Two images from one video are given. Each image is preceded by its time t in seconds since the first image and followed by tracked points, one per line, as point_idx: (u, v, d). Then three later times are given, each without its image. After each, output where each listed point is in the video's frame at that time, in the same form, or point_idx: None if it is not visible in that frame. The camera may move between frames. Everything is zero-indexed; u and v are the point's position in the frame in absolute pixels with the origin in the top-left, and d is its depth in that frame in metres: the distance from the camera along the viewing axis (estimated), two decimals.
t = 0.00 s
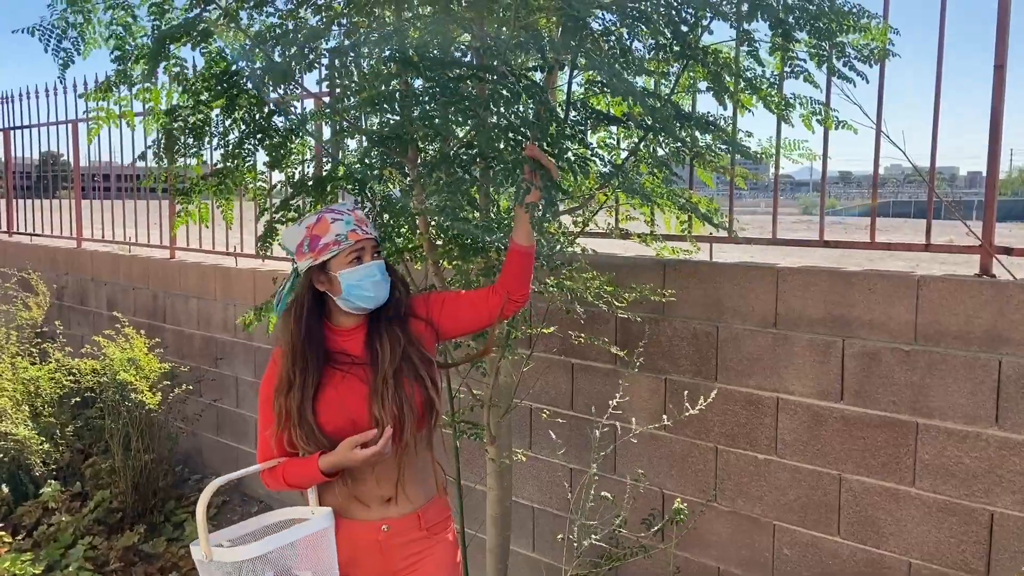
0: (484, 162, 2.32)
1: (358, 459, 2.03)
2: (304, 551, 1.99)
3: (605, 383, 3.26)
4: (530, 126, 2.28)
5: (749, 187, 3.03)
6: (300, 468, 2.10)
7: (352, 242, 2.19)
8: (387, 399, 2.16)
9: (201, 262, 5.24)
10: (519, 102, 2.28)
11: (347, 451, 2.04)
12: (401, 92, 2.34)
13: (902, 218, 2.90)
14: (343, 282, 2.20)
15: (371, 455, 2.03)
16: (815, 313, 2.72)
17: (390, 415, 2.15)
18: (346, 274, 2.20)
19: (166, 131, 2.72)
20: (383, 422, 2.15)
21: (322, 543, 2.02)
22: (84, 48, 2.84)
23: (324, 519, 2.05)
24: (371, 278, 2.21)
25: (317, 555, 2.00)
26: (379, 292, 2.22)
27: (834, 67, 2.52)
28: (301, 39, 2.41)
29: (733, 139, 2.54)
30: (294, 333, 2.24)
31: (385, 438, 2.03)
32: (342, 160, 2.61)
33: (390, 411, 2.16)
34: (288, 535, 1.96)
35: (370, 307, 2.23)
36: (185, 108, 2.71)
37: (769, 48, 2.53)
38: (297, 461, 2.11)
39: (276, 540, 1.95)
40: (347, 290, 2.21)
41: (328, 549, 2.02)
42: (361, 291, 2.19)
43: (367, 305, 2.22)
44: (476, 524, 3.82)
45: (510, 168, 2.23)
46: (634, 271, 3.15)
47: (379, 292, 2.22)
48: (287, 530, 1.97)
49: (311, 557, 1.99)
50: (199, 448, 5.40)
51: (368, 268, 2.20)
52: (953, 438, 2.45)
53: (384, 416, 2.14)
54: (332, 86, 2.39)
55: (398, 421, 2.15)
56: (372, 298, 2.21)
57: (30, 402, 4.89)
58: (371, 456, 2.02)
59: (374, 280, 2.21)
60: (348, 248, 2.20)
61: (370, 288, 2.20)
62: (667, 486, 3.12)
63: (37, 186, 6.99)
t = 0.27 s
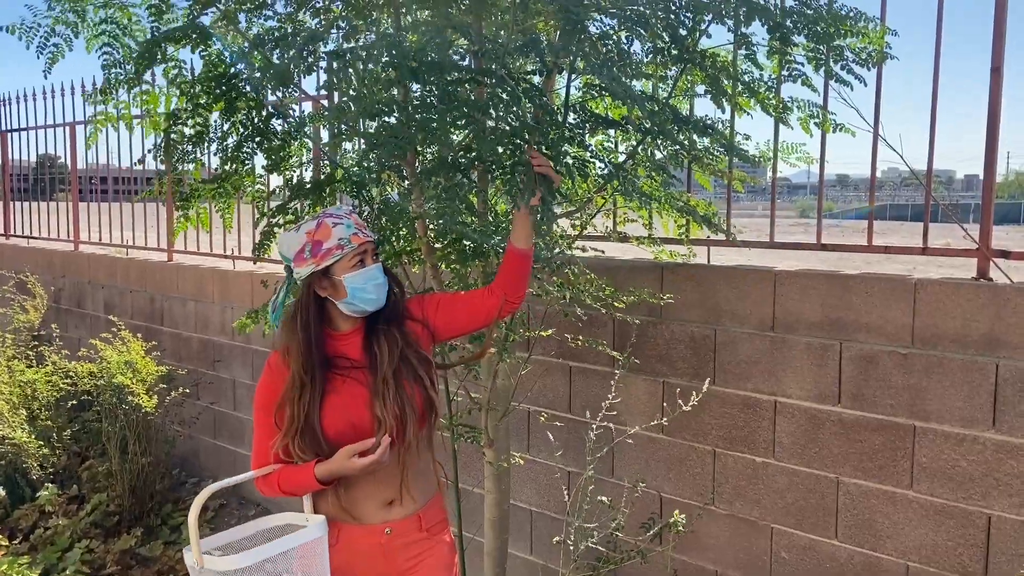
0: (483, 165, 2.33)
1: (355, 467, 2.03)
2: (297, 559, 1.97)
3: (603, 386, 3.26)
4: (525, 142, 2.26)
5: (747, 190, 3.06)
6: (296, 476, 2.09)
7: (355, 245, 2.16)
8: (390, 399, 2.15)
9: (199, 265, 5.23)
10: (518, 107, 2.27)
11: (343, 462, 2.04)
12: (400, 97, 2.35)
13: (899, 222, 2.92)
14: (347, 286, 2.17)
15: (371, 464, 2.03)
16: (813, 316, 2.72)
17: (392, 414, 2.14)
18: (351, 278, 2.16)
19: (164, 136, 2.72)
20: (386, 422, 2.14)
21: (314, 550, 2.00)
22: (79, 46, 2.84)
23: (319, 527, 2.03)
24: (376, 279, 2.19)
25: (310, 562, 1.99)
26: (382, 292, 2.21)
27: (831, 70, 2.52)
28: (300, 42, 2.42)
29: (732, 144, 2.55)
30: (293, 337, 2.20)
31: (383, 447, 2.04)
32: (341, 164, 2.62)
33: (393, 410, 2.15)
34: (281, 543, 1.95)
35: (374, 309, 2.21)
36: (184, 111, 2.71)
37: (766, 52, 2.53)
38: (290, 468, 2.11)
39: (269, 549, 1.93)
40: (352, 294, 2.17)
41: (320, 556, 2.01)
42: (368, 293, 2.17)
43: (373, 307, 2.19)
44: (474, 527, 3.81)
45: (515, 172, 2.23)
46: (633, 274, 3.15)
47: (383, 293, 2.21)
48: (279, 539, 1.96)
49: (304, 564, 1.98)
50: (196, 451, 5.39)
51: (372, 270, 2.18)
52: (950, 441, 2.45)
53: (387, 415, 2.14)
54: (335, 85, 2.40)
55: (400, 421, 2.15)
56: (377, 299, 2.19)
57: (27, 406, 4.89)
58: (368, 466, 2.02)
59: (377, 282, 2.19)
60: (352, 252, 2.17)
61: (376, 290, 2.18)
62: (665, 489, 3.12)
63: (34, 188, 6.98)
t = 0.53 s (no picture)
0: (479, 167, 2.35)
1: (360, 480, 2.01)
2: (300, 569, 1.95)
3: (597, 389, 3.26)
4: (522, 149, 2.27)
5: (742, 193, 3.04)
6: (298, 486, 2.05)
7: (359, 248, 2.15)
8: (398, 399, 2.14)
9: (194, 268, 5.21)
10: (513, 108, 2.28)
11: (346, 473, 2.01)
12: (396, 100, 2.35)
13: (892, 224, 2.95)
14: (351, 290, 2.15)
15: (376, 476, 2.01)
16: (807, 319, 2.73)
17: (401, 415, 2.13)
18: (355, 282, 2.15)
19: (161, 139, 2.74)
20: (394, 423, 2.13)
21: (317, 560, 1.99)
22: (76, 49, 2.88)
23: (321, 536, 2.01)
24: (380, 282, 2.18)
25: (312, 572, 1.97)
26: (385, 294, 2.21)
27: (826, 74, 2.53)
28: (296, 45, 2.43)
29: (726, 149, 2.57)
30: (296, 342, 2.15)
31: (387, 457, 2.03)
32: (335, 167, 2.60)
33: (401, 411, 2.14)
34: (284, 555, 1.92)
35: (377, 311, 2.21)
36: (179, 114, 2.71)
37: (760, 56, 2.55)
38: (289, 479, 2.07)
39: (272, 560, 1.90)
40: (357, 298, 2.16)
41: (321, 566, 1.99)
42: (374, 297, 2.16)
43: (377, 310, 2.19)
44: (468, 531, 3.81)
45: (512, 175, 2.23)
46: (628, 277, 3.16)
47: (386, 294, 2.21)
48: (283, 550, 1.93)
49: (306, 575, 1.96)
50: (191, 454, 5.38)
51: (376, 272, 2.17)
52: (944, 444, 2.46)
53: (396, 416, 2.12)
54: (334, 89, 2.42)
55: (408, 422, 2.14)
56: (382, 301, 2.19)
57: (21, 409, 4.86)
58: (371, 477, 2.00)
59: (381, 286, 2.18)
60: (355, 256, 2.15)
61: (380, 292, 2.18)
62: (660, 492, 3.13)
63: (28, 190, 6.96)
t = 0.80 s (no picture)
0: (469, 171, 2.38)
1: (378, 489, 1.93)
2: None
3: (590, 392, 3.27)
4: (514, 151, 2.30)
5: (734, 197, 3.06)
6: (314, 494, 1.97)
7: (372, 254, 2.12)
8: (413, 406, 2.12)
9: (186, 270, 5.20)
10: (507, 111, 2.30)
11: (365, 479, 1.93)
12: (387, 103, 2.36)
13: (884, 226, 2.97)
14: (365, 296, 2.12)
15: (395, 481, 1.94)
16: (797, 322, 2.74)
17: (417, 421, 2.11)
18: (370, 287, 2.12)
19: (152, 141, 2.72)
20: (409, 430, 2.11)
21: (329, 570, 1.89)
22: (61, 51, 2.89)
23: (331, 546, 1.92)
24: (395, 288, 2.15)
25: None
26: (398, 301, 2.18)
27: (814, 78, 2.54)
28: (287, 48, 2.45)
29: (717, 151, 2.59)
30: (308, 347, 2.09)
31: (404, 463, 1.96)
32: (326, 168, 2.64)
33: (417, 417, 2.12)
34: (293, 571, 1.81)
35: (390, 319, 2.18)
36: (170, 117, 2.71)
37: (750, 60, 2.56)
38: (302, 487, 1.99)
39: None
40: (371, 303, 2.13)
41: None
42: (388, 303, 2.13)
43: (389, 317, 2.16)
44: (461, 534, 3.81)
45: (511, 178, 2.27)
46: (620, 280, 3.17)
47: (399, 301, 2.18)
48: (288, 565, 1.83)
49: None
50: (182, 457, 5.37)
51: (389, 278, 2.14)
52: (933, 446, 2.47)
53: (412, 422, 2.11)
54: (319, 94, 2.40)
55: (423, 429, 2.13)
56: (395, 308, 2.16)
57: (12, 412, 4.84)
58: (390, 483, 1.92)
59: (394, 291, 2.16)
60: (368, 261, 2.12)
61: (394, 298, 2.15)
62: (652, 494, 3.13)
63: (18, 192, 6.94)
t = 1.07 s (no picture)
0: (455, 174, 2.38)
1: (404, 492, 1.84)
2: None
3: (579, 394, 3.26)
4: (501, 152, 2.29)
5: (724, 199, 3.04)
6: (331, 499, 1.88)
7: (375, 265, 2.05)
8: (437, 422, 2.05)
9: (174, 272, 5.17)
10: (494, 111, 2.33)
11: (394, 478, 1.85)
12: (374, 104, 2.35)
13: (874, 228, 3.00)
14: (359, 306, 2.06)
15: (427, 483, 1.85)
16: (785, 324, 2.75)
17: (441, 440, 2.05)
18: (365, 298, 2.05)
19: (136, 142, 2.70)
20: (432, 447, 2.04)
21: None
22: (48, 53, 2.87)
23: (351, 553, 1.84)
24: (391, 305, 2.05)
25: None
26: (396, 320, 2.07)
27: (802, 80, 2.54)
28: (273, 49, 2.44)
29: (705, 155, 2.57)
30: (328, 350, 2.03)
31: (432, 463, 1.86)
32: (314, 170, 2.62)
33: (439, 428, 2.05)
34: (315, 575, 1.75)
35: (386, 335, 2.09)
36: (156, 118, 2.69)
37: (737, 62, 2.56)
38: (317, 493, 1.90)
39: None
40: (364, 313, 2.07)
41: None
42: (376, 319, 2.05)
43: (381, 332, 2.08)
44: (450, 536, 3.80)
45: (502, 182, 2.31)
46: (609, 282, 3.17)
47: (395, 319, 2.07)
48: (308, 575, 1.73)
49: None
50: (171, 460, 5.34)
51: (387, 294, 2.04)
52: (920, 448, 2.48)
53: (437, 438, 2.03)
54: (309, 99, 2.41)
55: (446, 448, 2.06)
56: (386, 326, 2.07)
57: None
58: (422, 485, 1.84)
59: (390, 310, 2.05)
60: (369, 272, 2.05)
61: (386, 316, 2.05)
62: (641, 496, 3.13)
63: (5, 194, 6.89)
